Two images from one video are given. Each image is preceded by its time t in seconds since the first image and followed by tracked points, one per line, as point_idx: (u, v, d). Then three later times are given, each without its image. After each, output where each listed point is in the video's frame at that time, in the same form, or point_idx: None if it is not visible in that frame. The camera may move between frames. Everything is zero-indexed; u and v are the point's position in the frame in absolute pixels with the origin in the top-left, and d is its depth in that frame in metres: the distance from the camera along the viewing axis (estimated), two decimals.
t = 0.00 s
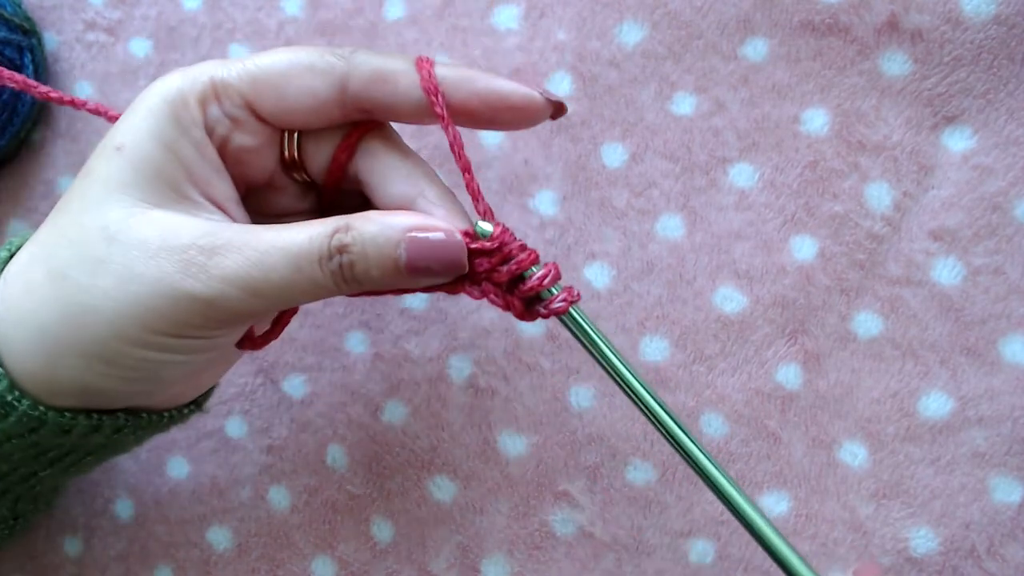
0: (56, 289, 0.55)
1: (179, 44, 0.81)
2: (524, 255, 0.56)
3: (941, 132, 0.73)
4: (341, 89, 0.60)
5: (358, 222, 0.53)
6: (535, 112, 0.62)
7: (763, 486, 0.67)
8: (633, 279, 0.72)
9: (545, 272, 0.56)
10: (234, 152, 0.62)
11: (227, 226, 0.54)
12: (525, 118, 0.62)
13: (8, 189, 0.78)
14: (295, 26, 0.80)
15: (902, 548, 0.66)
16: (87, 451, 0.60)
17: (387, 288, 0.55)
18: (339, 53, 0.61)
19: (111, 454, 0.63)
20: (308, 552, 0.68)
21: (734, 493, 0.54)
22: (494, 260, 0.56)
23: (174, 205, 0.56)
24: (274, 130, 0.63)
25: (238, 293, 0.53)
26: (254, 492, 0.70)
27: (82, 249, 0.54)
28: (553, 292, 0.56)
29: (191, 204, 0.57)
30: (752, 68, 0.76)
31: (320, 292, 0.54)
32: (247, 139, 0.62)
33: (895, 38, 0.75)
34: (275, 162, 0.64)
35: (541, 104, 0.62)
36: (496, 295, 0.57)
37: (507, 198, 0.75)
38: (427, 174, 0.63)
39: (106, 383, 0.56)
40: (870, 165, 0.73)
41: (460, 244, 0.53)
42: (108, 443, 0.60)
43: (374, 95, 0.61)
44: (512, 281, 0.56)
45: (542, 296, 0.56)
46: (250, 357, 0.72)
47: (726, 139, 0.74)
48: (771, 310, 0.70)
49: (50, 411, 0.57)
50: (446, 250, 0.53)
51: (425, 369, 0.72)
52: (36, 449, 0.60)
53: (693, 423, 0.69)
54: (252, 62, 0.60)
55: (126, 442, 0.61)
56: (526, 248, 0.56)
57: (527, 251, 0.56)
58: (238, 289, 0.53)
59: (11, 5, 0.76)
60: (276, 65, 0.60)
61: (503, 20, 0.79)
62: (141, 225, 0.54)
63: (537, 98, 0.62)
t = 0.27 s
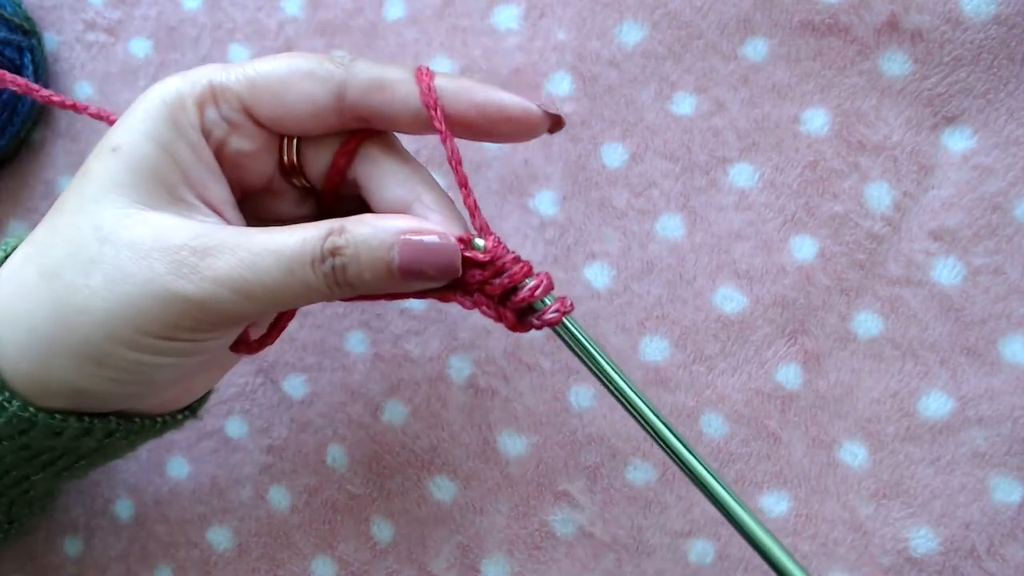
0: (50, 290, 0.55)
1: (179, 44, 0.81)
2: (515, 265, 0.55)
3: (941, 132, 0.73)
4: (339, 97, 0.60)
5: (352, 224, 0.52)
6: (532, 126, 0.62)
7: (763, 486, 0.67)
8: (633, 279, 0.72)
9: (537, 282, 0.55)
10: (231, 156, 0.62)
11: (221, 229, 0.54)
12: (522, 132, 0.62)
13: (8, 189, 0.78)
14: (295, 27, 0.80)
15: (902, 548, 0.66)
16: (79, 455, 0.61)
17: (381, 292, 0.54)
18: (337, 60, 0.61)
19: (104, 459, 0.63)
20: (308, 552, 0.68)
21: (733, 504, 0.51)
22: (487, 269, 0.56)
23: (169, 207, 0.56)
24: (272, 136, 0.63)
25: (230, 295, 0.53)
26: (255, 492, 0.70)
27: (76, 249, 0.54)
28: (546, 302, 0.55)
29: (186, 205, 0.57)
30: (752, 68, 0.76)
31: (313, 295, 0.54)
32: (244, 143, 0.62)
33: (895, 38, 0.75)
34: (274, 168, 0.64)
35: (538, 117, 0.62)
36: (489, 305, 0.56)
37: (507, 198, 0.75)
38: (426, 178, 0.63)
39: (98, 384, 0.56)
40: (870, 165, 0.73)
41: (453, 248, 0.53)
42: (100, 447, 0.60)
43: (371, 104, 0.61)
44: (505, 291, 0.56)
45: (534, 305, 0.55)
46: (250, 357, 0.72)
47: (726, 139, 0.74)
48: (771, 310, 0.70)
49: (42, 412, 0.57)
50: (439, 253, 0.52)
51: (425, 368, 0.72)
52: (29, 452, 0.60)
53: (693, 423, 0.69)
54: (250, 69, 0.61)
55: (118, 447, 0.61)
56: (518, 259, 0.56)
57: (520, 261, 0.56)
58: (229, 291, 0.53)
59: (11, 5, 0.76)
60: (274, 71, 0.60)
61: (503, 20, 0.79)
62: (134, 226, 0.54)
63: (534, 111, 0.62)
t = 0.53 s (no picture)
0: (56, 319, 0.54)
1: (179, 44, 0.81)
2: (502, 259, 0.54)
3: (941, 132, 0.73)
4: (332, 104, 0.59)
5: (358, 249, 0.51)
6: (528, 138, 0.60)
7: (763, 486, 0.67)
8: (633, 279, 0.72)
9: (524, 278, 0.54)
10: (228, 166, 0.61)
11: (224, 253, 0.52)
12: (517, 142, 0.60)
13: (8, 189, 0.78)
14: (295, 27, 0.80)
15: (902, 548, 0.66)
16: (95, 468, 0.61)
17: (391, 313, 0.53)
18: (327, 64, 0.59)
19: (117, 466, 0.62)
20: (308, 552, 0.68)
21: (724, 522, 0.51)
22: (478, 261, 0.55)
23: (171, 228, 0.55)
24: (265, 143, 0.62)
25: (240, 324, 0.52)
26: (255, 492, 0.70)
27: (78, 278, 0.53)
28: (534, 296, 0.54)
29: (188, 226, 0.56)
30: (752, 68, 0.76)
31: (322, 319, 0.53)
32: (237, 154, 0.61)
33: (895, 38, 0.75)
34: (269, 170, 0.63)
35: (534, 130, 0.60)
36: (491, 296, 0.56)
37: (507, 198, 0.75)
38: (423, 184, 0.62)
39: (111, 411, 0.56)
40: (870, 165, 0.73)
41: (458, 273, 0.51)
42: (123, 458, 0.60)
43: (363, 110, 0.59)
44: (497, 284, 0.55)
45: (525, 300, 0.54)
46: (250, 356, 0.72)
47: (726, 139, 0.74)
48: (771, 310, 0.70)
49: (62, 439, 0.57)
50: (446, 277, 0.51)
51: (425, 368, 0.72)
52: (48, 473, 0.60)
53: (693, 423, 0.69)
54: (238, 77, 0.58)
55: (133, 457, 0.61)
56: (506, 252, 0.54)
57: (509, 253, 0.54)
58: (238, 321, 0.52)
59: (11, 5, 0.76)
60: (262, 75, 0.58)
61: (503, 20, 0.79)
62: (136, 253, 0.53)
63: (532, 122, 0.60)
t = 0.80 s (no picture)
0: (56, 336, 0.54)
1: (179, 44, 0.81)
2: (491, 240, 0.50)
3: (941, 132, 0.73)
4: (331, 91, 0.58)
5: (357, 260, 0.49)
6: (531, 75, 0.59)
7: (763, 486, 0.67)
8: (633, 279, 0.72)
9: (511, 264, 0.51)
10: (231, 174, 0.60)
11: (222, 267, 0.51)
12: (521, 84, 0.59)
13: (7, 189, 0.78)
14: (295, 26, 0.80)
15: (902, 548, 0.66)
16: (96, 486, 0.61)
17: (393, 322, 0.52)
18: (320, 54, 0.59)
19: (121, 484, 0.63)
20: (308, 552, 0.68)
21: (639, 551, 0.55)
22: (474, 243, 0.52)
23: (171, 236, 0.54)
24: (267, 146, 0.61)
25: (239, 337, 0.51)
26: (255, 492, 0.70)
27: (77, 294, 0.53)
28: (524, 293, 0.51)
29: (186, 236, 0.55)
30: (752, 68, 0.76)
31: (324, 330, 0.51)
32: (238, 161, 0.60)
33: (895, 38, 0.75)
34: (273, 176, 0.63)
35: (535, 66, 0.59)
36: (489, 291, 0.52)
37: (507, 198, 0.75)
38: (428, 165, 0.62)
39: (117, 425, 0.56)
40: (870, 165, 0.73)
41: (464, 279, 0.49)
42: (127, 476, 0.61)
43: (364, 89, 0.59)
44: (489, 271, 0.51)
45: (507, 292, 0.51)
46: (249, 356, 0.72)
47: (726, 139, 0.74)
48: (771, 310, 0.70)
49: (59, 455, 0.57)
50: (450, 286, 0.49)
51: (425, 368, 0.72)
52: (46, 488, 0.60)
53: (693, 424, 0.69)
54: (231, 81, 0.58)
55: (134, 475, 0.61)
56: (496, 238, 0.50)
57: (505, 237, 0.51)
58: (237, 334, 0.51)
59: (11, 5, 0.76)
60: (256, 74, 0.58)
61: (503, 20, 0.79)
62: (134, 268, 0.52)
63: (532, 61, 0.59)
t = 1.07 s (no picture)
0: (51, 320, 0.53)
1: (179, 44, 0.81)
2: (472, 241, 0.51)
3: (941, 132, 0.73)
4: (320, 69, 0.58)
5: (350, 244, 0.50)
6: (521, 65, 0.59)
7: (763, 486, 0.67)
8: (633, 279, 0.72)
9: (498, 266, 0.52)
10: (221, 159, 0.60)
11: (214, 249, 0.52)
12: (509, 73, 0.59)
13: (7, 189, 0.78)
14: (295, 26, 0.80)
15: (902, 548, 0.66)
16: (93, 472, 0.61)
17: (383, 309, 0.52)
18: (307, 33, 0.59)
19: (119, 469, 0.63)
20: (308, 552, 0.68)
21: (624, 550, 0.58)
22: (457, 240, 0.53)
23: (167, 220, 0.54)
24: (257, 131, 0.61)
25: (232, 320, 0.51)
26: (255, 492, 0.70)
27: (72, 277, 0.53)
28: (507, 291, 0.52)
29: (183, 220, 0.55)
30: (752, 68, 0.76)
31: (316, 316, 0.52)
32: (228, 144, 0.59)
33: (895, 38, 0.75)
34: (261, 166, 0.62)
35: (524, 55, 0.59)
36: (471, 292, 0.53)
37: (507, 198, 0.75)
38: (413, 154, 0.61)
39: (114, 412, 0.56)
40: (870, 165, 0.73)
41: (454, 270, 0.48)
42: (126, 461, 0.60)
43: (352, 68, 0.59)
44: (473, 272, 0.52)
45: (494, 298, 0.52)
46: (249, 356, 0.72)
47: (726, 139, 0.74)
48: (771, 310, 0.70)
49: (57, 441, 0.56)
50: (438, 273, 0.48)
51: (425, 368, 0.72)
52: (45, 475, 0.60)
53: (693, 424, 0.69)
54: (220, 61, 0.58)
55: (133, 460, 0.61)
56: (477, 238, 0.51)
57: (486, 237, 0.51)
58: (232, 317, 0.51)
59: (11, 5, 0.76)
60: (244, 55, 0.58)
61: (503, 20, 0.79)
62: (129, 251, 0.52)
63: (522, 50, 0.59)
